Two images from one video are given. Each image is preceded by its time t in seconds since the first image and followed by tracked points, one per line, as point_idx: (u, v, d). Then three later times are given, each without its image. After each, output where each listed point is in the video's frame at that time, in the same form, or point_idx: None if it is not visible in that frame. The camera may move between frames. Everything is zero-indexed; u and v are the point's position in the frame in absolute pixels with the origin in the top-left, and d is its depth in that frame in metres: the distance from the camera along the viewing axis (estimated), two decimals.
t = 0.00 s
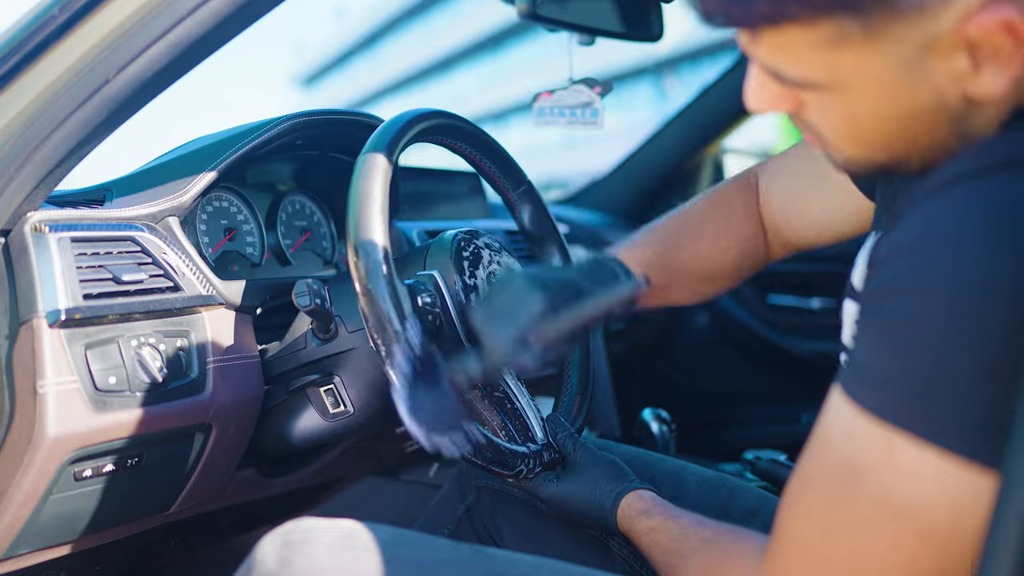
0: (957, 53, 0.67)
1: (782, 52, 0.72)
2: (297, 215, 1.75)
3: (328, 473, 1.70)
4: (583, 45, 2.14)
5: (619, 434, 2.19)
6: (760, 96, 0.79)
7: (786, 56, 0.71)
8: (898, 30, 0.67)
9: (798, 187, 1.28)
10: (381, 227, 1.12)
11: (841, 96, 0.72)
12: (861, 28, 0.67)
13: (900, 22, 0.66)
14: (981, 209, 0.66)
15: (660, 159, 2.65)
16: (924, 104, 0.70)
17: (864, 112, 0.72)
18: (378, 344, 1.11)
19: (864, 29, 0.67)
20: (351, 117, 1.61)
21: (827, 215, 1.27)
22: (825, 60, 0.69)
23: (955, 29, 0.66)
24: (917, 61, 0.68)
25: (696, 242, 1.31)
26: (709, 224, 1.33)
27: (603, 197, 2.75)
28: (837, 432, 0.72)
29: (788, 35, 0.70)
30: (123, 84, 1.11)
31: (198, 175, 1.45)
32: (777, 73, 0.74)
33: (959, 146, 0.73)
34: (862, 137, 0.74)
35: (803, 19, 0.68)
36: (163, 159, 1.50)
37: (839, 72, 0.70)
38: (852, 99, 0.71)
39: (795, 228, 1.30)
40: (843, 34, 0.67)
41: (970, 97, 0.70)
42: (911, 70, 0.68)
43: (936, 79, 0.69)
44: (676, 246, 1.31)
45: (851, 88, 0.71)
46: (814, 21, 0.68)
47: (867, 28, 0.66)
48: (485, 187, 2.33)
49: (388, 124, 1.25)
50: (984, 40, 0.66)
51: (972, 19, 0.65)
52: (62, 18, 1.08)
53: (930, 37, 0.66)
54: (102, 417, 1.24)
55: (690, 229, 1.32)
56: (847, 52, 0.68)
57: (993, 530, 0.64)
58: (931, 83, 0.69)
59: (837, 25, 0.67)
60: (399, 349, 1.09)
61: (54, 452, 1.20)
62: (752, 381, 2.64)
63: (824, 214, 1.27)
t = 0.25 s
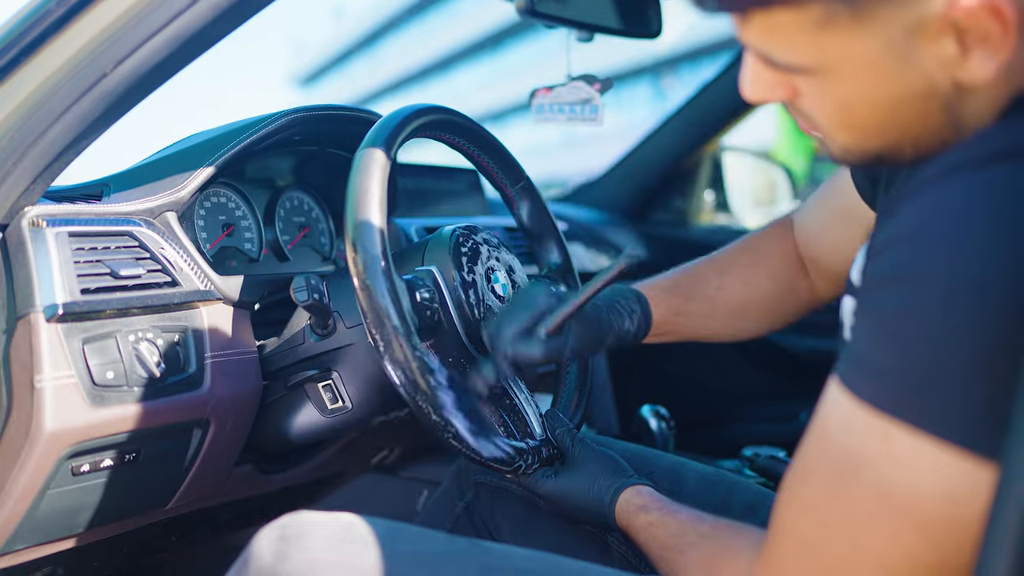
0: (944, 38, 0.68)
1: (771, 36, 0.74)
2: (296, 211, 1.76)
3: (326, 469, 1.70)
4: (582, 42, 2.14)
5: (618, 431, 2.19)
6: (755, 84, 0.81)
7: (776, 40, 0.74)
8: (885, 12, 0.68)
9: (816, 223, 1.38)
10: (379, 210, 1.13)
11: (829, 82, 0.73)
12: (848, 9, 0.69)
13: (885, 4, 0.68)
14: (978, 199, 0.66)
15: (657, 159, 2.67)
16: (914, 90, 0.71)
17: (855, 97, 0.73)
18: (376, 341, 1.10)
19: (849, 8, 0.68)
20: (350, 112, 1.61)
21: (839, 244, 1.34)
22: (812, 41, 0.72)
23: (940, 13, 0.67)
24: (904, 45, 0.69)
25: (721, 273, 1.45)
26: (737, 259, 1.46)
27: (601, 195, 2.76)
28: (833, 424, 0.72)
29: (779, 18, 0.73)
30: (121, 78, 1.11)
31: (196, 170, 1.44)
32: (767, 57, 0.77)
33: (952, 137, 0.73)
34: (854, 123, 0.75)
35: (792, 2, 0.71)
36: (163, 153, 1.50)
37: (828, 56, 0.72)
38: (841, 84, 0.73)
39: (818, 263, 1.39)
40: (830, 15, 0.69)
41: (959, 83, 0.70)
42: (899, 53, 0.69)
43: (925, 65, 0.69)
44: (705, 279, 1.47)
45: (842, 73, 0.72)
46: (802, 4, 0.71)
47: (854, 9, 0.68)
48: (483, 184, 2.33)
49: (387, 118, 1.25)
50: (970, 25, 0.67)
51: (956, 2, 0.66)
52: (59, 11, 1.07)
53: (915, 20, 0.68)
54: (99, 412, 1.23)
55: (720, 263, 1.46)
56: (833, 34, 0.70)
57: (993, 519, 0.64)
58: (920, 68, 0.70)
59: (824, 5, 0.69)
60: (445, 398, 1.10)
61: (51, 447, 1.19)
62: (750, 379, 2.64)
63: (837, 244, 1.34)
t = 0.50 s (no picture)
0: (948, 34, 0.68)
1: (777, 30, 0.75)
2: (298, 212, 1.76)
3: (328, 470, 1.70)
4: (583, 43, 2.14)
5: (619, 432, 2.19)
6: (763, 83, 0.81)
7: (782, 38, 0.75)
8: (887, 8, 0.69)
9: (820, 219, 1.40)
10: (382, 211, 1.13)
11: (836, 78, 0.74)
12: (851, 5, 0.70)
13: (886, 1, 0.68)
14: (983, 197, 0.66)
15: (659, 159, 2.65)
16: (919, 87, 0.71)
17: (861, 93, 0.73)
18: (379, 341, 1.10)
19: (853, 4, 0.69)
20: (352, 114, 1.61)
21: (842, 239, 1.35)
22: (817, 37, 0.72)
23: (942, 11, 0.67)
24: (909, 42, 0.69)
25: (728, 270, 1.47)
26: (744, 256, 1.48)
27: (602, 196, 2.76)
28: (839, 422, 0.72)
29: (784, 13, 0.73)
30: (124, 79, 1.11)
31: (199, 171, 1.45)
32: (772, 53, 0.77)
33: (959, 133, 0.73)
34: (859, 120, 0.75)
35: None
36: (166, 154, 1.51)
37: (834, 51, 0.72)
38: (846, 79, 0.73)
39: (824, 259, 1.40)
40: (833, 11, 0.70)
41: (964, 80, 0.70)
42: (902, 50, 0.70)
43: (930, 62, 0.69)
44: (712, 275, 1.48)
45: (847, 68, 0.72)
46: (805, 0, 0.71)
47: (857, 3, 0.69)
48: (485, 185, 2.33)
49: (390, 119, 1.25)
50: (973, 21, 0.67)
51: None
52: (63, 13, 1.08)
53: (917, 16, 0.68)
54: (103, 412, 1.23)
55: (726, 262, 1.48)
56: (839, 29, 0.71)
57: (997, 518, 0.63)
58: (924, 65, 0.70)
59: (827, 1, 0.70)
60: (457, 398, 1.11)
61: (55, 447, 1.20)
62: (751, 380, 2.65)
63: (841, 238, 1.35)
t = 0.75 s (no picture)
0: (953, 38, 0.68)
1: (782, 35, 0.74)
2: (300, 213, 1.76)
3: (330, 470, 1.70)
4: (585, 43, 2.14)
5: (620, 432, 2.19)
6: (766, 86, 0.81)
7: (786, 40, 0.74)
8: (891, 12, 0.68)
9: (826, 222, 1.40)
10: (384, 212, 1.13)
11: (840, 83, 0.73)
12: (856, 9, 0.69)
13: (891, 5, 0.68)
14: (985, 199, 0.66)
15: (660, 159, 2.65)
16: (922, 90, 0.71)
17: (863, 97, 0.73)
18: (380, 342, 1.10)
19: (857, 9, 0.69)
20: (353, 114, 1.61)
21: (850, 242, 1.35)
22: (822, 41, 0.72)
23: (947, 14, 0.67)
24: (915, 48, 0.69)
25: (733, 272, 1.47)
26: (748, 257, 1.48)
27: (603, 195, 2.76)
28: (840, 424, 0.72)
29: (788, 18, 0.73)
30: (126, 80, 1.11)
31: (202, 171, 1.45)
32: (776, 58, 0.76)
33: (964, 135, 0.74)
34: (863, 123, 0.75)
35: (801, 2, 0.71)
36: (168, 154, 1.51)
37: (837, 56, 0.72)
38: (849, 85, 0.73)
39: (827, 261, 1.40)
40: (839, 16, 0.70)
41: (968, 83, 0.70)
42: (906, 55, 0.69)
43: (934, 65, 0.69)
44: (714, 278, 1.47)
45: (850, 74, 0.72)
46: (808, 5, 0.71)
47: (862, 8, 0.69)
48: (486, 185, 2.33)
49: (392, 120, 1.25)
50: (979, 24, 0.67)
51: (963, 2, 0.66)
52: (64, 14, 1.08)
53: (924, 20, 0.68)
54: (105, 412, 1.23)
55: (728, 264, 1.48)
56: (846, 34, 0.70)
57: (999, 521, 0.63)
58: (929, 68, 0.70)
59: (831, 7, 0.70)
60: (458, 399, 1.12)
61: (57, 448, 1.20)
62: (752, 380, 2.65)
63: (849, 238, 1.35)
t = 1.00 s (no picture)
0: (954, 35, 0.68)
1: (782, 34, 0.74)
2: (301, 212, 1.77)
3: (331, 470, 1.70)
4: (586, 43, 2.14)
5: (622, 431, 2.19)
6: (768, 85, 0.81)
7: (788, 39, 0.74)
8: (890, 12, 0.68)
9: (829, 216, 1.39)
10: (385, 211, 1.13)
11: (842, 80, 0.73)
12: (856, 7, 0.69)
13: (892, 4, 0.68)
14: (987, 197, 0.66)
15: (661, 158, 2.65)
16: (924, 88, 0.71)
17: (865, 95, 0.73)
18: (382, 341, 1.10)
19: (858, 7, 0.69)
20: (353, 113, 1.61)
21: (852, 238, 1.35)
22: (823, 39, 0.72)
23: (947, 12, 0.67)
24: (915, 46, 0.69)
25: (735, 267, 1.46)
26: (749, 250, 1.48)
27: (604, 195, 2.76)
28: (842, 423, 0.72)
29: (788, 16, 0.73)
30: (127, 79, 1.11)
31: (202, 171, 1.45)
32: (778, 55, 0.76)
33: (966, 134, 0.74)
34: (865, 121, 0.75)
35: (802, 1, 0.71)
36: (169, 154, 1.51)
37: (838, 54, 0.72)
38: (852, 83, 0.73)
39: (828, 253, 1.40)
40: (839, 15, 0.70)
41: (971, 81, 0.70)
42: (907, 53, 0.69)
43: (936, 62, 0.69)
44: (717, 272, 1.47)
45: (852, 71, 0.72)
46: (811, 3, 0.71)
47: (862, 6, 0.68)
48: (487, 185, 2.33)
49: (392, 119, 1.25)
50: (980, 21, 0.67)
51: None
52: (65, 12, 1.08)
53: (925, 18, 0.68)
54: (106, 411, 1.23)
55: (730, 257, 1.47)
56: (846, 32, 0.70)
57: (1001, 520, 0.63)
58: (931, 66, 0.69)
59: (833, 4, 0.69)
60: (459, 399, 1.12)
61: (58, 447, 1.20)
62: (754, 380, 2.64)
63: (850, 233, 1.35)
